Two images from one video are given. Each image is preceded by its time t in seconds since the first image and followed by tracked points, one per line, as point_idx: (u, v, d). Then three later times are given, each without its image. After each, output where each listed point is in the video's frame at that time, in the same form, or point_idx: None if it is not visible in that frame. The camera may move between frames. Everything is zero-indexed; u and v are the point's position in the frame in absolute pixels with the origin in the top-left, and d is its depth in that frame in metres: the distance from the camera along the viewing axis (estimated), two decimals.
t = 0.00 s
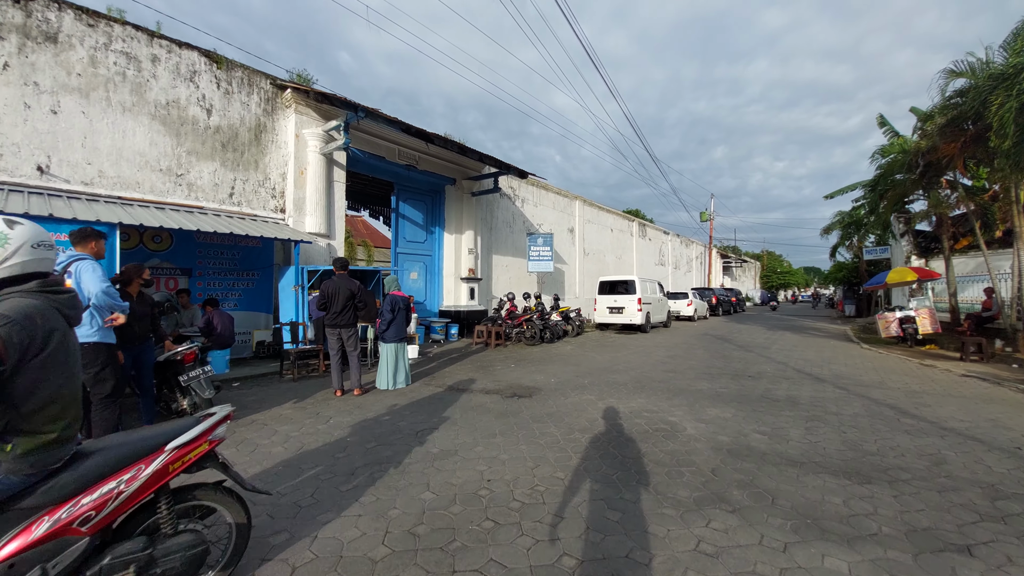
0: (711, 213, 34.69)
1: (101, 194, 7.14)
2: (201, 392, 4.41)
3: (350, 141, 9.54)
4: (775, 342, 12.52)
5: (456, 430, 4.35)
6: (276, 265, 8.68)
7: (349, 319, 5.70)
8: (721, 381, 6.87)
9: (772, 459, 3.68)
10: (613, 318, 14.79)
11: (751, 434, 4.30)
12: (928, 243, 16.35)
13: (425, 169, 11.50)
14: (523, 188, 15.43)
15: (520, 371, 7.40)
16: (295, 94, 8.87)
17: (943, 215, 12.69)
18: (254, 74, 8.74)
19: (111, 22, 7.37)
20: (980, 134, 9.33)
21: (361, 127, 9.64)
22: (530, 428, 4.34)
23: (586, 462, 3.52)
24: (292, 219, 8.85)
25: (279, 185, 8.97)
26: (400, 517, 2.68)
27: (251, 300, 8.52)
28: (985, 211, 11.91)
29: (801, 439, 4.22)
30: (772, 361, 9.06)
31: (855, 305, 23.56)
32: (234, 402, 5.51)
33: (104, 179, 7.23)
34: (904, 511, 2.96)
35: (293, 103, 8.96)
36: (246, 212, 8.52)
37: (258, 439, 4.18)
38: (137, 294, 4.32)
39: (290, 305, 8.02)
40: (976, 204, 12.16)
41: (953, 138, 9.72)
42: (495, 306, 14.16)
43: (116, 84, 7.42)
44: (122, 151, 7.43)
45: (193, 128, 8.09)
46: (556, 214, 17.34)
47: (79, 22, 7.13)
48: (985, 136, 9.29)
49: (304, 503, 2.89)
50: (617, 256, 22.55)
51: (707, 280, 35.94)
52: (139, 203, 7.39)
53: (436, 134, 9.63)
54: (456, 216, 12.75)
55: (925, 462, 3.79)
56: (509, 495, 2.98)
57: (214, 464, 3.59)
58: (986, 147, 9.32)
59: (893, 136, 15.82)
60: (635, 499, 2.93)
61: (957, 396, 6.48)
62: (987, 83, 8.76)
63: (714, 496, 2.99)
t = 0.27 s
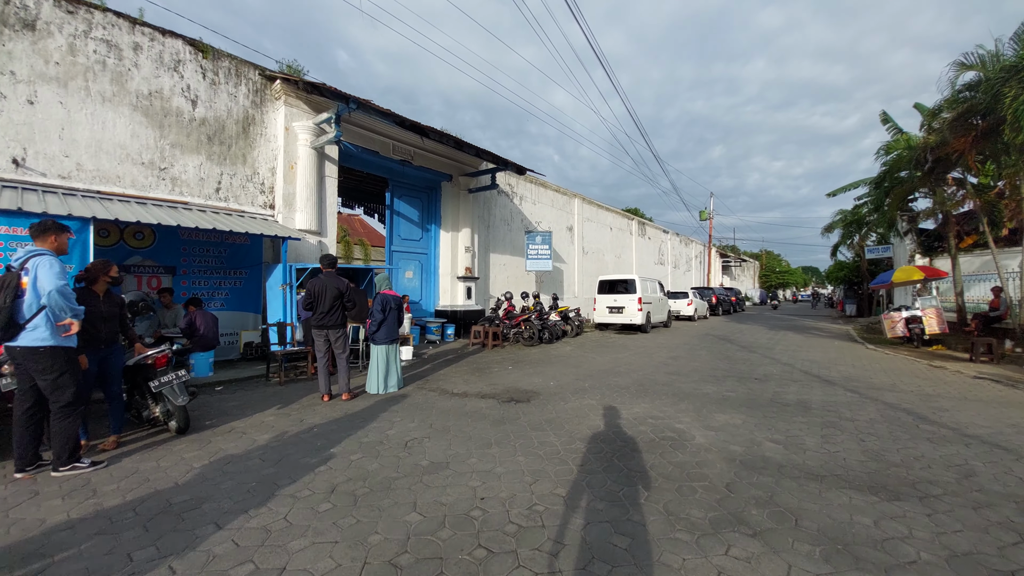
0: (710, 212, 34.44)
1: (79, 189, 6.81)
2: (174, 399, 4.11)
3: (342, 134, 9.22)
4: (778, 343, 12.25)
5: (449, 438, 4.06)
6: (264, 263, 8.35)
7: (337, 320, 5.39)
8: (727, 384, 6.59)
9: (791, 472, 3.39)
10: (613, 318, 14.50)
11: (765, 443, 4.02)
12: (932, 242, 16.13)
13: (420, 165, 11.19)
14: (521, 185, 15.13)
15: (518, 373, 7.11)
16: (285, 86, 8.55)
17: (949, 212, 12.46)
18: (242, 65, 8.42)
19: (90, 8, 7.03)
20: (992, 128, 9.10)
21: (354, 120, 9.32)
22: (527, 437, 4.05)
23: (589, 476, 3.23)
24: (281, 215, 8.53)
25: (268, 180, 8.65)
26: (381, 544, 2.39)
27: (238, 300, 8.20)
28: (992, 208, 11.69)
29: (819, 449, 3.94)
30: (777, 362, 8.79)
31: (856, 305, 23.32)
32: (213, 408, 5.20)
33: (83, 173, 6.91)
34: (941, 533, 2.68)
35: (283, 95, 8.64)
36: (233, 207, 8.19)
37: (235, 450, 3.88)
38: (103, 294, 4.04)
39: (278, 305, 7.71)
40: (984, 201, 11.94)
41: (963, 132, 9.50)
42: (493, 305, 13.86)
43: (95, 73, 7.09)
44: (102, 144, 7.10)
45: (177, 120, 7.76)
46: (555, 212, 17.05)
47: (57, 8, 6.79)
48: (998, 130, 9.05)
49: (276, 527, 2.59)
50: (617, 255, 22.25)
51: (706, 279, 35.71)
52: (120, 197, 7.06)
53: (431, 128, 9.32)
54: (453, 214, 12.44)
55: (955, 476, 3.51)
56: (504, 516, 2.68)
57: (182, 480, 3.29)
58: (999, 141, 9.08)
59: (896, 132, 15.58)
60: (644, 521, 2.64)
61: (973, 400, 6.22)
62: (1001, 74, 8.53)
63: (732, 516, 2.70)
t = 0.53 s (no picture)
0: (711, 211, 34.19)
1: (58, 185, 6.51)
2: (148, 408, 3.85)
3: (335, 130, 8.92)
4: (784, 344, 11.98)
5: (442, 451, 3.77)
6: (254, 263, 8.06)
7: (325, 324, 5.09)
8: (735, 389, 6.30)
9: (815, 492, 3.11)
10: (614, 319, 14.22)
11: (782, 457, 3.74)
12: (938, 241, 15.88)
13: (417, 162, 10.89)
14: (520, 184, 14.84)
15: (517, 377, 6.81)
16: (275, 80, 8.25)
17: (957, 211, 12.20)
18: (231, 58, 8.12)
19: None
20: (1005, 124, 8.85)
21: (348, 115, 9.02)
22: (527, 449, 3.77)
23: (595, 496, 2.95)
24: (271, 214, 8.23)
25: (258, 177, 8.35)
26: None
27: (226, 301, 7.91)
28: (1001, 207, 11.43)
29: (840, 464, 3.67)
30: (785, 365, 8.52)
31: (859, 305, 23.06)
32: (193, 418, 4.91)
33: (62, 169, 6.61)
34: (988, 564, 2.40)
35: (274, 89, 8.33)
36: (222, 205, 7.89)
37: (211, 466, 3.59)
38: (70, 297, 3.77)
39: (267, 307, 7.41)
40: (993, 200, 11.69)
41: (975, 129, 9.26)
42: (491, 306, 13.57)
43: (76, 65, 6.79)
44: (83, 139, 6.80)
45: (163, 115, 7.47)
46: (554, 211, 16.76)
47: None
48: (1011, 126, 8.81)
49: (244, 560, 2.30)
50: (617, 255, 21.98)
51: (706, 279, 35.46)
52: (102, 195, 6.76)
53: (428, 124, 9.01)
54: (450, 212, 12.13)
55: (992, 495, 3.23)
56: (502, 546, 2.40)
57: (148, 501, 3.01)
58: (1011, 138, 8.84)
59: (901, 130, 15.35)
60: (658, 553, 2.36)
61: (994, 406, 5.95)
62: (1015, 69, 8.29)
63: (755, 545, 2.43)
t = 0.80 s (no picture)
0: (711, 212, 33.95)
1: (37, 179, 6.20)
2: (118, 418, 3.58)
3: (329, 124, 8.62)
4: (790, 346, 11.69)
5: (438, 462, 3.47)
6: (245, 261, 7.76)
7: (315, 324, 4.80)
8: (746, 393, 6.01)
9: (848, 511, 2.82)
10: (615, 320, 13.93)
11: (806, 469, 3.45)
12: (944, 241, 15.64)
13: (414, 158, 10.59)
14: (520, 182, 14.55)
15: (517, 381, 6.52)
16: (266, 71, 7.94)
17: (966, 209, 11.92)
18: (220, 48, 7.82)
19: None
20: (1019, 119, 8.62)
21: (343, 109, 8.70)
22: (530, 460, 3.47)
23: (607, 516, 2.66)
24: (262, 210, 7.92)
25: (249, 173, 8.04)
26: None
27: (214, 301, 7.60)
28: (1012, 205, 11.20)
29: (868, 477, 3.39)
30: (794, 368, 8.24)
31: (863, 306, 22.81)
32: (173, 425, 4.61)
33: (41, 162, 6.30)
34: None
35: (265, 81, 8.03)
36: (210, 201, 7.58)
37: (186, 479, 3.30)
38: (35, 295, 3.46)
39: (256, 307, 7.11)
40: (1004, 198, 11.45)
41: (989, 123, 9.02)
42: (490, 307, 13.26)
43: (57, 53, 6.48)
44: (64, 131, 6.50)
45: (148, 106, 7.16)
46: (555, 210, 16.48)
47: None
48: None
49: None
50: (618, 255, 21.70)
51: (707, 280, 35.21)
52: (83, 189, 6.45)
53: (425, 118, 8.71)
54: (448, 210, 11.83)
55: None
56: None
57: (110, 522, 2.71)
58: None
59: (907, 128, 15.14)
60: None
61: (1017, 410, 5.68)
62: None
63: None
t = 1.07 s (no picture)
0: (712, 211, 33.71)
1: (12, 174, 5.89)
2: (81, 431, 3.33)
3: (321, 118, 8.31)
4: (795, 347, 11.43)
5: (431, 478, 3.19)
6: (233, 260, 7.47)
7: (303, 326, 4.52)
8: (757, 398, 5.75)
9: (885, 537, 2.55)
10: (616, 320, 13.64)
11: (832, 485, 3.18)
12: (951, 240, 15.39)
13: (410, 154, 10.28)
14: (519, 179, 14.26)
15: (517, 385, 6.24)
16: (255, 62, 7.63)
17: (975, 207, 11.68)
18: (207, 38, 7.51)
19: None
20: None
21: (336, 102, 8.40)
22: (531, 476, 3.19)
23: (618, 543, 2.38)
24: (252, 207, 7.62)
25: (237, 168, 7.73)
26: None
27: (201, 301, 7.31)
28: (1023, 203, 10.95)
29: (899, 494, 3.12)
30: (803, 370, 7.97)
31: (865, 306, 22.59)
32: (149, 435, 4.31)
33: (17, 156, 5.99)
34: None
35: (254, 73, 7.73)
36: (197, 197, 7.28)
37: (154, 500, 3.01)
38: None
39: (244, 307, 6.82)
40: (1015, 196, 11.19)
41: (1003, 118, 8.77)
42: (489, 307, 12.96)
43: (33, 43, 6.17)
44: (41, 123, 6.19)
45: (131, 99, 6.85)
46: (554, 208, 16.20)
47: None
48: None
49: None
50: (618, 254, 21.43)
51: (708, 280, 34.98)
52: (62, 185, 6.15)
53: (421, 112, 8.41)
54: (446, 208, 11.53)
55: None
56: None
57: (62, 552, 2.43)
58: None
59: (913, 125, 14.91)
60: None
61: None
62: None
63: None
